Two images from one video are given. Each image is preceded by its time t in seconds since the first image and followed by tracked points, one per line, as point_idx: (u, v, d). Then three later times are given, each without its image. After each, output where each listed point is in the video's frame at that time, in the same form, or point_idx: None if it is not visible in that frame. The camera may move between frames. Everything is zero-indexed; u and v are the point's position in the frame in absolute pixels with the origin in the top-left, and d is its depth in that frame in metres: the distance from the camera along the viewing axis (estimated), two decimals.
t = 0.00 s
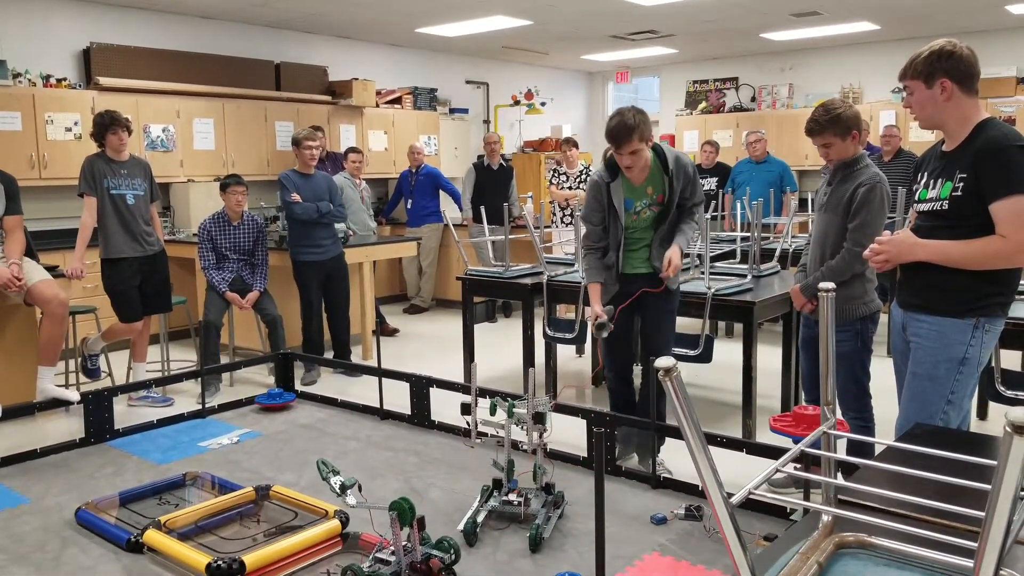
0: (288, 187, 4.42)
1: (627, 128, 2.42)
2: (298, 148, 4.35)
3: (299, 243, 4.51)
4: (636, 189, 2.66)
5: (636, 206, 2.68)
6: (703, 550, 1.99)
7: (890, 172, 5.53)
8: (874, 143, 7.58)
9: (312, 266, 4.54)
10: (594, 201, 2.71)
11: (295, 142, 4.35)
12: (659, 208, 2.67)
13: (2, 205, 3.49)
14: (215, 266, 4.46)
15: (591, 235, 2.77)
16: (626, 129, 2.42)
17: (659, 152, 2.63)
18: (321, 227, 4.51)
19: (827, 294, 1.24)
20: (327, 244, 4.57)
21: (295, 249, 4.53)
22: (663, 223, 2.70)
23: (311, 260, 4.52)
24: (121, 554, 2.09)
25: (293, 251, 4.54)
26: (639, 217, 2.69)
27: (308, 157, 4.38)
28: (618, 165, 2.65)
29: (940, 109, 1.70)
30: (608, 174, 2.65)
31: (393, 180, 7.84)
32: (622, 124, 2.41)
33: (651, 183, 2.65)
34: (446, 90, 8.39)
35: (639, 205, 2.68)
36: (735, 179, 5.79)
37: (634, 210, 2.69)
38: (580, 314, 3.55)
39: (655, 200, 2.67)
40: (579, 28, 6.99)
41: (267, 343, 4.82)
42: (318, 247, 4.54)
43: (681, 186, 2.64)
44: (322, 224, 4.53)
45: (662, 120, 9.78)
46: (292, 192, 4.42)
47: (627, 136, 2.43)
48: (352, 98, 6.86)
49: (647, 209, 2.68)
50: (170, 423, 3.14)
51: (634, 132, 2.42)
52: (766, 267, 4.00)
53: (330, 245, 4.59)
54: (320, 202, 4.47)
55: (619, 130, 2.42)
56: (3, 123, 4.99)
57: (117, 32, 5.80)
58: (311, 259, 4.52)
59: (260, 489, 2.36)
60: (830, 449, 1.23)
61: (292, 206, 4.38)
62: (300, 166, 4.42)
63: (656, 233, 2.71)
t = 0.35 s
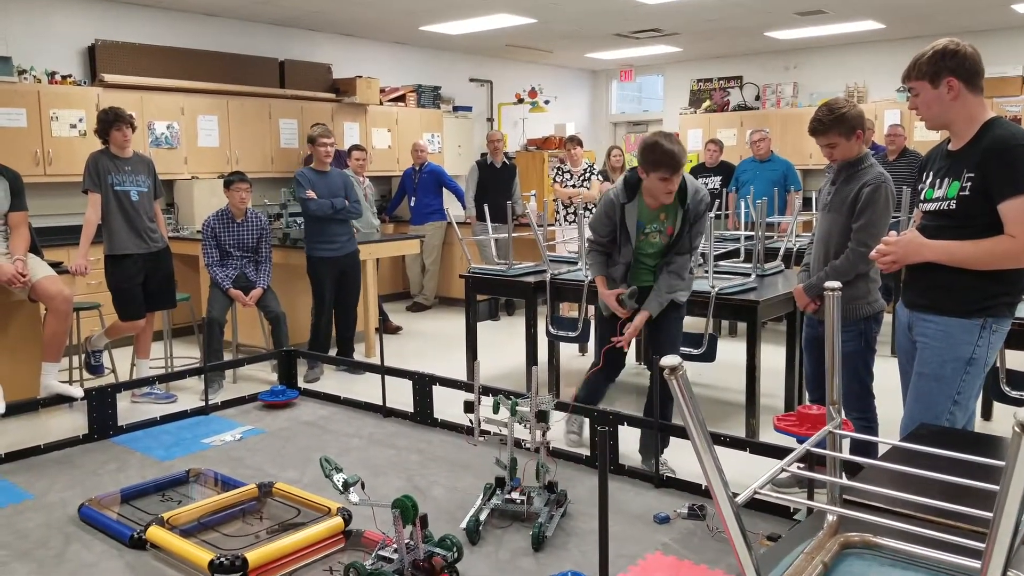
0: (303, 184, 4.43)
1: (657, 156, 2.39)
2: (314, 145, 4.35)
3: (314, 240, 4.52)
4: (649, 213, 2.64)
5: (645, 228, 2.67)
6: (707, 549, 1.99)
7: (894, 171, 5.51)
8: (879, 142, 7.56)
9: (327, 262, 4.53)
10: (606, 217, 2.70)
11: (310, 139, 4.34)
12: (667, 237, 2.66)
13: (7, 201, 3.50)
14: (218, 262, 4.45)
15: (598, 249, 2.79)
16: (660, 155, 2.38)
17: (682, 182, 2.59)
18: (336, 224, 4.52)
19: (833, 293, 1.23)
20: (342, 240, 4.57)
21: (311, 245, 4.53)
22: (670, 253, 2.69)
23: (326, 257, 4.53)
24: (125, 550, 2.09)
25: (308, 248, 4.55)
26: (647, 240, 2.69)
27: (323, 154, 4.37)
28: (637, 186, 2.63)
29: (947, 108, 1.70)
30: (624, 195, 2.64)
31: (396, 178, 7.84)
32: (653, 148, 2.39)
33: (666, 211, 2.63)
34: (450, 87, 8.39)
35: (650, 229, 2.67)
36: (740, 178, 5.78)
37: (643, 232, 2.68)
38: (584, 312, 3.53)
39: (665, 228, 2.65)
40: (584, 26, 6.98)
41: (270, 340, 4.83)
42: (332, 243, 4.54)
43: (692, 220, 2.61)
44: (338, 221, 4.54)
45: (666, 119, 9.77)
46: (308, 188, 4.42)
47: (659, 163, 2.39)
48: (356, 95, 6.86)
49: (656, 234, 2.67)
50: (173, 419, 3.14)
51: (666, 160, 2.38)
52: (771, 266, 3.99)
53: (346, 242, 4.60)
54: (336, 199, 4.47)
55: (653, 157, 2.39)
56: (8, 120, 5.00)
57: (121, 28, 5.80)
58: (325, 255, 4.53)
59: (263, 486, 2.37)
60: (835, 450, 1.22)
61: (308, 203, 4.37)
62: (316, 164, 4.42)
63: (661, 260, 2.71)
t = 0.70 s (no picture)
0: (310, 184, 4.45)
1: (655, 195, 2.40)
2: (323, 145, 4.36)
3: (321, 239, 4.52)
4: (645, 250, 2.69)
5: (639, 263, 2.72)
6: (709, 548, 1.99)
7: (896, 170, 5.50)
8: (880, 141, 7.55)
9: (331, 261, 4.54)
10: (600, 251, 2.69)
11: (318, 139, 4.35)
12: (659, 274, 2.72)
13: (8, 200, 3.49)
14: (220, 261, 4.45)
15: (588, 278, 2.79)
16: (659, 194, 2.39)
17: (678, 221, 2.63)
18: (341, 222, 4.51)
19: (836, 292, 1.22)
20: (348, 240, 4.56)
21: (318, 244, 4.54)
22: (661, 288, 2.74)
23: (331, 255, 4.53)
24: (126, 549, 2.09)
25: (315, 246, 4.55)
26: (639, 276, 2.74)
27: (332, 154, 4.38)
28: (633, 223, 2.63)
29: (951, 107, 1.69)
30: (621, 231, 2.64)
31: (398, 176, 7.83)
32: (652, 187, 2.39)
33: (662, 249, 2.68)
34: (451, 86, 8.38)
35: (644, 264, 2.72)
36: (741, 177, 5.77)
37: (637, 268, 2.73)
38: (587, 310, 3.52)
39: (659, 264, 2.71)
40: (585, 25, 6.97)
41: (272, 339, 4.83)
42: (338, 242, 4.54)
43: (685, 259, 2.68)
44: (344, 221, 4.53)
45: (667, 118, 9.77)
46: (314, 188, 4.45)
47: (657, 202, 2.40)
48: (357, 94, 6.85)
49: (648, 271, 2.73)
50: (175, 418, 3.14)
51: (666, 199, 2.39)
52: (772, 264, 3.98)
53: (352, 242, 4.58)
54: (342, 198, 4.48)
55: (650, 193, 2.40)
56: (9, 118, 5.00)
57: (121, 26, 5.79)
58: (330, 253, 4.53)
59: (265, 485, 2.37)
60: (838, 449, 1.21)
61: (314, 203, 4.39)
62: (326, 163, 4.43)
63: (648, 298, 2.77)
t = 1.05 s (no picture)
0: (309, 182, 4.46)
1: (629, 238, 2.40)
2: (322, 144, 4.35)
3: (321, 239, 4.53)
4: (626, 292, 2.71)
5: (619, 307, 2.74)
6: (709, 547, 1.99)
7: (896, 169, 5.50)
8: (880, 140, 7.56)
9: (330, 260, 4.54)
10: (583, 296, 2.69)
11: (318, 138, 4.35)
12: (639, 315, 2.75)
13: (8, 199, 3.49)
14: (220, 260, 4.45)
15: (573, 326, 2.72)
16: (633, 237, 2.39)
17: (653, 262, 2.71)
18: (339, 221, 4.50)
19: (837, 292, 1.22)
20: (346, 239, 4.56)
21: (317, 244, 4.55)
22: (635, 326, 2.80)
23: (330, 254, 4.53)
24: (127, 547, 2.09)
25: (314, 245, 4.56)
26: (620, 317, 2.76)
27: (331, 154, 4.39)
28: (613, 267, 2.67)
29: (954, 108, 1.69)
30: (603, 273, 2.66)
31: (398, 175, 7.83)
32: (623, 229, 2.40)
33: (641, 289, 2.72)
34: (451, 85, 8.38)
35: (625, 306, 2.74)
36: (741, 176, 5.77)
37: (618, 310, 2.75)
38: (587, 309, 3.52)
39: (638, 305, 2.74)
40: (585, 24, 6.97)
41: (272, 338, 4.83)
42: (337, 241, 4.54)
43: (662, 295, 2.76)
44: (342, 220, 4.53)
45: (668, 117, 9.76)
46: (313, 187, 4.45)
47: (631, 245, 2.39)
48: (357, 93, 6.86)
49: (628, 312, 2.75)
50: (176, 417, 3.14)
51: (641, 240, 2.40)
52: (772, 263, 3.98)
53: (351, 241, 4.58)
54: (341, 197, 4.47)
55: (620, 239, 2.39)
56: (9, 117, 5.00)
57: (122, 25, 5.79)
58: (329, 252, 4.53)
59: (265, 484, 2.37)
60: (839, 448, 1.21)
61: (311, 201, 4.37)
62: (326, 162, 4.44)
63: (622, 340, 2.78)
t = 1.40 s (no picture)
0: (302, 182, 4.46)
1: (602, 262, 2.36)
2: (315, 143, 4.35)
3: (314, 239, 4.52)
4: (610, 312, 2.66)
5: (605, 327, 2.69)
6: (709, 546, 1.98)
7: (895, 169, 5.51)
8: (880, 139, 7.56)
9: (325, 261, 4.54)
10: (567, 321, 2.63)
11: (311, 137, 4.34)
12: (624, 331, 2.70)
13: (8, 199, 3.49)
14: (220, 260, 4.45)
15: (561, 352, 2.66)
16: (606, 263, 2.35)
17: (631, 277, 2.65)
18: (333, 221, 4.50)
19: (838, 291, 1.22)
20: (340, 239, 4.56)
21: (311, 244, 4.54)
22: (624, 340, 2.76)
23: (324, 254, 4.53)
24: (126, 548, 2.09)
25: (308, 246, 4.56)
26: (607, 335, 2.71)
27: (323, 152, 4.38)
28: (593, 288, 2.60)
29: (952, 109, 1.69)
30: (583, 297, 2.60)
31: (397, 175, 7.83)
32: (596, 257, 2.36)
33: (623, 307, 2.66)
34: (450, 84, 8.38)
35: (609, 325, 2.69)
36: (741, 175, 5.77)
37: (604, 330, 2.69)
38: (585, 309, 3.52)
39: (622, 320, 2.69)
40: (585, 24, 6.97)
41: (271, 338, 4.83)
42: (331, 241, 4.54)
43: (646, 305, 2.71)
44: (336, 219, 4.52)
45: (667, 116, 9.76)
46: (306, 187, 4.46)
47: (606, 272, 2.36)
48: (357, 93, 6.85)
49: (614, 329, 2.70)
50: (175, 417, 3.14)
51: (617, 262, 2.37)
52: (772, 263, 3.98)
53: (345, 240, 4.58)
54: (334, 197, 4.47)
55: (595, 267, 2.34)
56: (8, 117, 4.99)
57: (121, 25, 5.79)
58: (323, 253, 4.53)
59: (265, 484, 2.37)
60: (839, 447, 1.20)
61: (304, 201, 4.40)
62: (318, 161, 4.44)
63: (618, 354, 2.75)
